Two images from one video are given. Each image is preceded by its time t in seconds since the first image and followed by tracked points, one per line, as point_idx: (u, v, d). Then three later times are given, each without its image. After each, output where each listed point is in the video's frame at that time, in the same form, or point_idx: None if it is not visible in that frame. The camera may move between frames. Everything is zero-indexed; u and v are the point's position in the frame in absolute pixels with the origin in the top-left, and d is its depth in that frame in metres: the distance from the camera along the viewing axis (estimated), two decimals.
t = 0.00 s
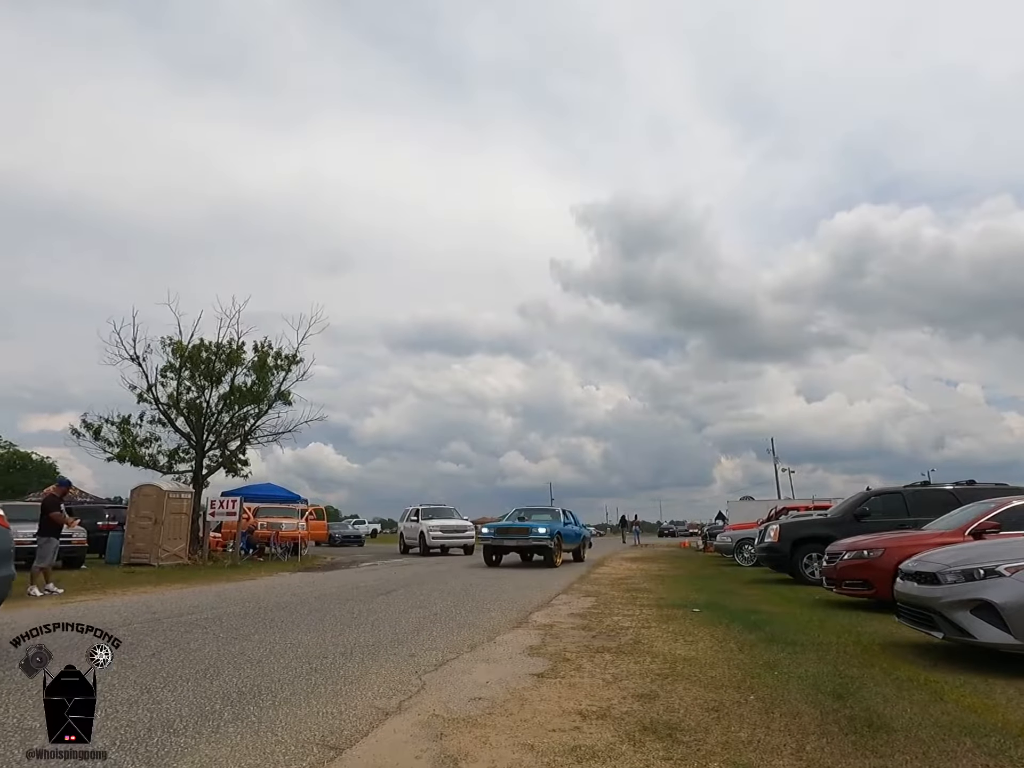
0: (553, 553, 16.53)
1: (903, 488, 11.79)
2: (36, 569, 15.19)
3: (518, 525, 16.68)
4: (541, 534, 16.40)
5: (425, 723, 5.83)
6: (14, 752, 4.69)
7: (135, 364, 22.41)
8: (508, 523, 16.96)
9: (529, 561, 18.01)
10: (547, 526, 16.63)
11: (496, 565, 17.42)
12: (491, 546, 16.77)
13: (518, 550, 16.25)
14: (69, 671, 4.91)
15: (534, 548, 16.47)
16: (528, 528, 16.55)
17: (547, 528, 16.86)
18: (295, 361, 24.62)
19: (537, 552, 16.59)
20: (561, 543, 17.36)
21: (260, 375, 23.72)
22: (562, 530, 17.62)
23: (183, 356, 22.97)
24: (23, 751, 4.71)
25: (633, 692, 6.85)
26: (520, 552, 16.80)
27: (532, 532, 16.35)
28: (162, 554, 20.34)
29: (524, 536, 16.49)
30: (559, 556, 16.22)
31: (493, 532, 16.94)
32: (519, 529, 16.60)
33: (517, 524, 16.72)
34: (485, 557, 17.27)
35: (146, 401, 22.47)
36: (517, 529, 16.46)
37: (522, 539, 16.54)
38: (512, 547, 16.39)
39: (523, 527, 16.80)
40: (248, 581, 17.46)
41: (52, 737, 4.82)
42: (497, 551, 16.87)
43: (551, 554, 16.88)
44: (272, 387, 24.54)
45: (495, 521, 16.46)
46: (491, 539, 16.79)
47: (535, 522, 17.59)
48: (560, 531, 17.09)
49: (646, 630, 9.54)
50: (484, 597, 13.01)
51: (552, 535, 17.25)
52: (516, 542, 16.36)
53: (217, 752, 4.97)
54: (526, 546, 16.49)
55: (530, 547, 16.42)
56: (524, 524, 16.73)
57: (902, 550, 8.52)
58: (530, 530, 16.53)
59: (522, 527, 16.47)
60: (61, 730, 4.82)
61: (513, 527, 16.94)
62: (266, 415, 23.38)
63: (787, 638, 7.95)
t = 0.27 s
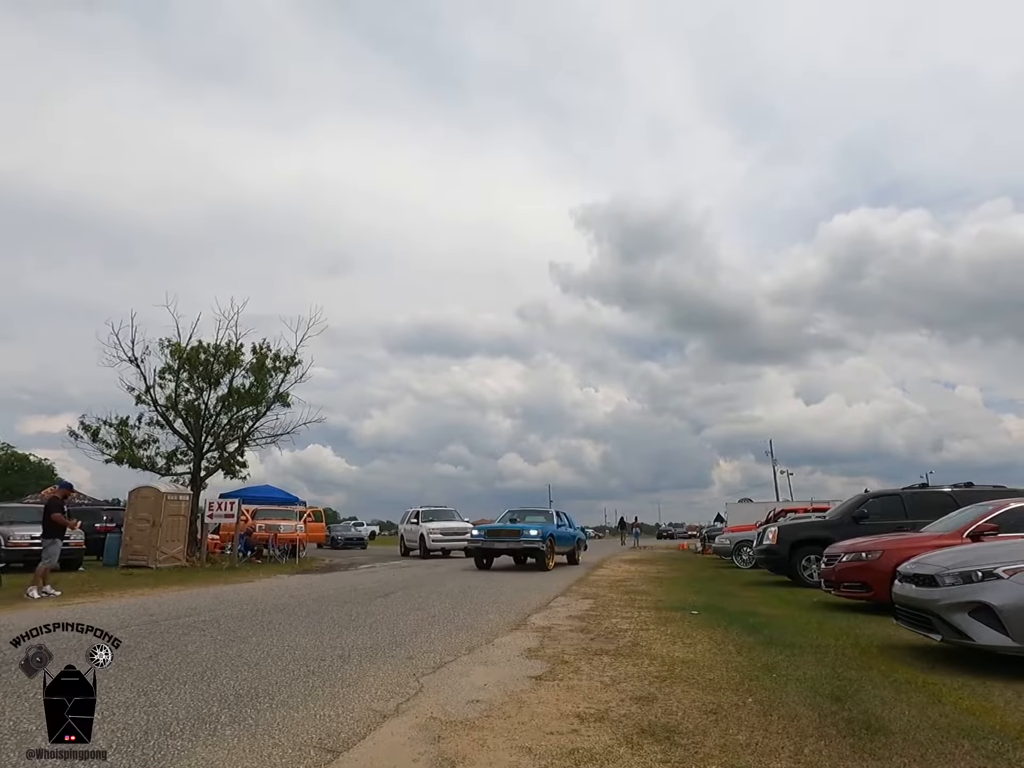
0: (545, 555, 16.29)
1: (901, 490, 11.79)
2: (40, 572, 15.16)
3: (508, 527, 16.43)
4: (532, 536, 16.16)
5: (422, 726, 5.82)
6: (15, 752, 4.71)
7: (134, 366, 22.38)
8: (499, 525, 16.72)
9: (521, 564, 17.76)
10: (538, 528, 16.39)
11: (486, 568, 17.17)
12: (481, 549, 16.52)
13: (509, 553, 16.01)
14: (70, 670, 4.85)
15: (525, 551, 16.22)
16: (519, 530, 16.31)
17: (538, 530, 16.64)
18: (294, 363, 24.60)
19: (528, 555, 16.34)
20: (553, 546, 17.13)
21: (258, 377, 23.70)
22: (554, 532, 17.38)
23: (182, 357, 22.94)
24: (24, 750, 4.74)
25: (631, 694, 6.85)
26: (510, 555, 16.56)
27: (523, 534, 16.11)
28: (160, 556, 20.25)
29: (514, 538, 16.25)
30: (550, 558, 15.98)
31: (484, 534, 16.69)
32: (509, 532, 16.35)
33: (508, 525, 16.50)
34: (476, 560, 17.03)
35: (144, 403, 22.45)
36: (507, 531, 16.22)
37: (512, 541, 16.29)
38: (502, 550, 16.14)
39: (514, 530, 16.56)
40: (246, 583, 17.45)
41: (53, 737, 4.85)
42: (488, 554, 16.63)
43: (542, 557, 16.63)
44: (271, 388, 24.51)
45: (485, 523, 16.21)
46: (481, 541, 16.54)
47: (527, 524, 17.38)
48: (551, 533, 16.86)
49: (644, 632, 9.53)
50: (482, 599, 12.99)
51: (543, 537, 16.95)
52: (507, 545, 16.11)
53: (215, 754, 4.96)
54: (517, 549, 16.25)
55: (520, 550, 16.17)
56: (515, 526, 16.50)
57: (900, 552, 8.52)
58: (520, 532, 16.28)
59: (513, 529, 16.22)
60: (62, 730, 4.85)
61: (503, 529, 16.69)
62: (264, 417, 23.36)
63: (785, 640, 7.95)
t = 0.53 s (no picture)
0: (542, 554, 16.10)
1: (906, 489, 11.76)
2: (53, 573, 15.28)
3: (505, 526, 16.27)
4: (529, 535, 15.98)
5: (426, 725, 5.81)
6: (14, 752, 4.70)
7: (139, 365, 22.44)
8: (496, 524, 16.55)
9: (520, 564, 17.57)
10: (536, 527, 16.21)
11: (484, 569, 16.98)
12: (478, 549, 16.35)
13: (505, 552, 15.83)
14: (69, 670, 4.84)
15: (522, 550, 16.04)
16: (515, 529, 16.13)
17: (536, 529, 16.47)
18: (299, 362, 24.64)
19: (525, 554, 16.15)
20: (552, 545, 16.96)
21: (263, 377, 23.73)
22: (553, 531, 17.19)
23: (187, 357, 22.99)
24: (23, 750, 4.73)
25: (636, 693, 6.83)
26: (508, 554, 16.39)
27: (520, 533, 15.95)
28: (165, 555, 20.32)
29: (511, 537, 16.08)
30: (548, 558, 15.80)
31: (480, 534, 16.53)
32: (506, 531, 16.19)
33: (505, 525, 16.33)
34: (474, 560, 16.86)
35: (149, 402, 22.51)
36: (503, 530, 16.05)
37: (509, 541, 16.12)
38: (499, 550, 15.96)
39: (512, 529, 16.39)
40: (252, 582, 17.48)
41: (52, 737, 4.80)
42: (485, 553, 16.46)
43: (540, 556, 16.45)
44: (275, 388, 24.55)
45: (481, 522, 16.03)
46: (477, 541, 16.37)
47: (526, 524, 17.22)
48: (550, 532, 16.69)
49: (649, 632, 9.52)
50: (486, 598, 12.99)
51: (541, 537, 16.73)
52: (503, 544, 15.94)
53: (219, 753, 4.96)
54: (513, 548, 16.07)
55: (518, 549, 16.00)
56: (512, 525, 16.33)
57: (905, 551, 8.49)
58: (517, 531, 16.10)
59: (510, 528, 16.05)
60: (61, 729, 4.78)
61: (500, 529, 16.53)
62: (269, 416, 23.40)
63: (790, 640, 7.93)
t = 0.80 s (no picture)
0: (537, 558, 15.87)
1: (909, 491, 11.74)
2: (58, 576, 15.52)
3: (500, 528, 16.03)
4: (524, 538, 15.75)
5: (428, 728, 5.80)
6: (14, 753, 4.71)
7: (142, 368, 22.47)
8: (491, 525, 16.32)
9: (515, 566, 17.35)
10: (531, 530, 15.97)
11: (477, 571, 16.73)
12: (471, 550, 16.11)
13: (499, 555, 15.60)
14: (69, 670, 4.76)
15: (516, 553, 15.79)
16: (510, 531, 15.89)
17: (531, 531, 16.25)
18: (300, 365, 24.65)
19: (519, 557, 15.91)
20: (548, 548, 16.74)
21: (265, 379, 23.74)
22: (549, 534, 16.96)
23: (189, 360, 23.01)
24: (23, 751, 4.74)
25: (638, 697, 6.81)
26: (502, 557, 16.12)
27: (515, 536, 15.72)
28: (167, 558, 20.33)
29: (506, 540, 15.84)
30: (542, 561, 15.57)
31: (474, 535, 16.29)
32: (501, 533, 15.96)
33: (500, 527, 16.07)
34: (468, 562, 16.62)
35: (152, 404, 22.53)
36: (498, 532, 15.82)
37: (503, 543, 15.88)
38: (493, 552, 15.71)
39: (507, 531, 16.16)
40: (254, 584, 17.48)
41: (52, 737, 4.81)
42: (479, 555, 16.23)
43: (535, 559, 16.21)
44: (278, 390, 24.57)
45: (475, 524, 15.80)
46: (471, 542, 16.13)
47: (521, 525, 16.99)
48: (546, 534, 16.46)
49: (651, 634, 9.50)
50: (487, 601, 12.98)
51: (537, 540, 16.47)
52: (497, 547, 15.71)
53: (222, 756, 4.95)
54: (508, 551, 15.84)
55: (512, 552, 15.77)
56: (507, 527, 16.10)
57: (908, 553, 8.47)
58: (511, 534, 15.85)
59: (505, 530, 15.82)
60: (63, 729, 4.75)
61: (495, 530, 16.29)
62: (271, 418, 23.41)
63: (793, 642, 7.91)
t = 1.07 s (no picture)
0: (531, 559, 15.66)
1: (910, 491, 11.73)
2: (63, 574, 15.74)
3: (494, 528, 15.82)
4: (518, 538, 15.54)
5: (428, 728, 5.79)
6: (15, 753, 4.71)
7: (142, 368, 22.47)
8: (485, 525, 16.12)
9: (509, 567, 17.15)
10: (526, 530, 15.76)
11: (470, 572, 16.51)
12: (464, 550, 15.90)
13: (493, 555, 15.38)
14: (70, 669, 4.71)
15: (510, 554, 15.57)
16: (504, 531, 15.67)
17: (526, 532, 16.02)
18: (301, 365, 24.64)
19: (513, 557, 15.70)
20: (542, 548, 16.53)
21: (265, 379, 23.74)
22: (544, 534, 16.76)
23: (189, 360, 23.00)
24: (24, 751, 4.73)
25: (638, 697, 6.81)
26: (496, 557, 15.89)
27: (509, 536, 15.51)
28: (168, 558, 20.32)
29: (499, 540, 15.63)
30: (537, 562, 15.35)
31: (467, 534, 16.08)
32: (494, 533, 15.75)
33: (494, 527, 15.85)
34: (461, 562, 16.42)
35: (152, 404, 22.53)
36: (492, 532, 15.60)
37: (497, 543, 15.68)
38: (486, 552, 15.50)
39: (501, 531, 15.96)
40: (254, 584, 17.49)
41: (53, 736, 4.76)
42: (472, 555, 16.02)
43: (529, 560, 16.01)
44: (278, 390, 24.57)
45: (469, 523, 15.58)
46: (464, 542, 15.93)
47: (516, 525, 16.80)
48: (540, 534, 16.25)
49: (651, 635, 9.49)
50: (487, 601, 12.97)
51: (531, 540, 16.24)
52: (491, 547, 15.50)
53: (223, 756, 4.95)
54: (502, 551, 15.62)
55: (506, 552, 15.56)
56: (501, 527, 15.90)
57: (909, 553, 8.47)
58: (505, 534, 15.63)
59: (498, 530, 15.61)
60: (63, 729, 4.71)
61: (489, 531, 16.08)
62: (272, 418, 23.41)
63: (793, 642, 7.90)
